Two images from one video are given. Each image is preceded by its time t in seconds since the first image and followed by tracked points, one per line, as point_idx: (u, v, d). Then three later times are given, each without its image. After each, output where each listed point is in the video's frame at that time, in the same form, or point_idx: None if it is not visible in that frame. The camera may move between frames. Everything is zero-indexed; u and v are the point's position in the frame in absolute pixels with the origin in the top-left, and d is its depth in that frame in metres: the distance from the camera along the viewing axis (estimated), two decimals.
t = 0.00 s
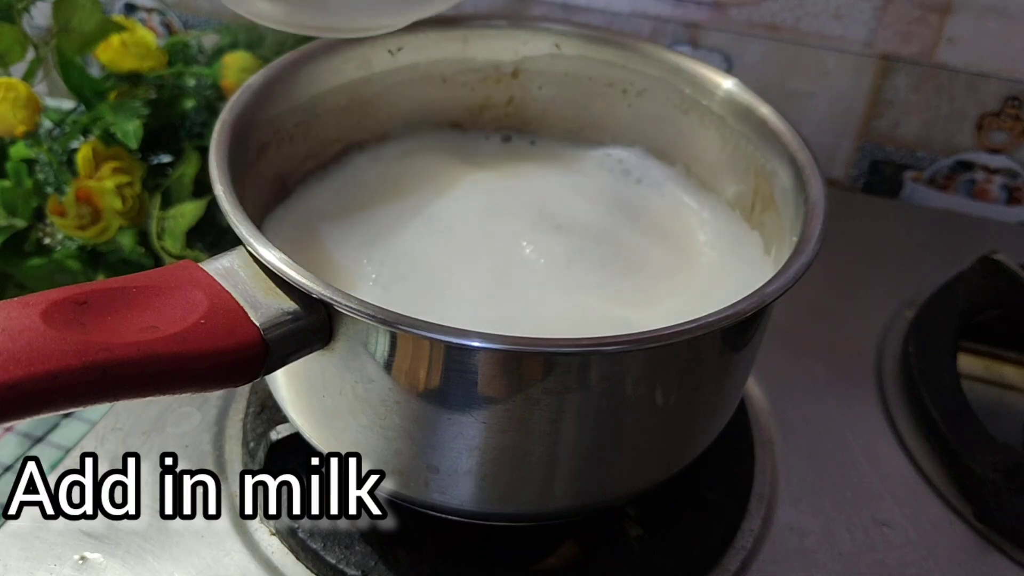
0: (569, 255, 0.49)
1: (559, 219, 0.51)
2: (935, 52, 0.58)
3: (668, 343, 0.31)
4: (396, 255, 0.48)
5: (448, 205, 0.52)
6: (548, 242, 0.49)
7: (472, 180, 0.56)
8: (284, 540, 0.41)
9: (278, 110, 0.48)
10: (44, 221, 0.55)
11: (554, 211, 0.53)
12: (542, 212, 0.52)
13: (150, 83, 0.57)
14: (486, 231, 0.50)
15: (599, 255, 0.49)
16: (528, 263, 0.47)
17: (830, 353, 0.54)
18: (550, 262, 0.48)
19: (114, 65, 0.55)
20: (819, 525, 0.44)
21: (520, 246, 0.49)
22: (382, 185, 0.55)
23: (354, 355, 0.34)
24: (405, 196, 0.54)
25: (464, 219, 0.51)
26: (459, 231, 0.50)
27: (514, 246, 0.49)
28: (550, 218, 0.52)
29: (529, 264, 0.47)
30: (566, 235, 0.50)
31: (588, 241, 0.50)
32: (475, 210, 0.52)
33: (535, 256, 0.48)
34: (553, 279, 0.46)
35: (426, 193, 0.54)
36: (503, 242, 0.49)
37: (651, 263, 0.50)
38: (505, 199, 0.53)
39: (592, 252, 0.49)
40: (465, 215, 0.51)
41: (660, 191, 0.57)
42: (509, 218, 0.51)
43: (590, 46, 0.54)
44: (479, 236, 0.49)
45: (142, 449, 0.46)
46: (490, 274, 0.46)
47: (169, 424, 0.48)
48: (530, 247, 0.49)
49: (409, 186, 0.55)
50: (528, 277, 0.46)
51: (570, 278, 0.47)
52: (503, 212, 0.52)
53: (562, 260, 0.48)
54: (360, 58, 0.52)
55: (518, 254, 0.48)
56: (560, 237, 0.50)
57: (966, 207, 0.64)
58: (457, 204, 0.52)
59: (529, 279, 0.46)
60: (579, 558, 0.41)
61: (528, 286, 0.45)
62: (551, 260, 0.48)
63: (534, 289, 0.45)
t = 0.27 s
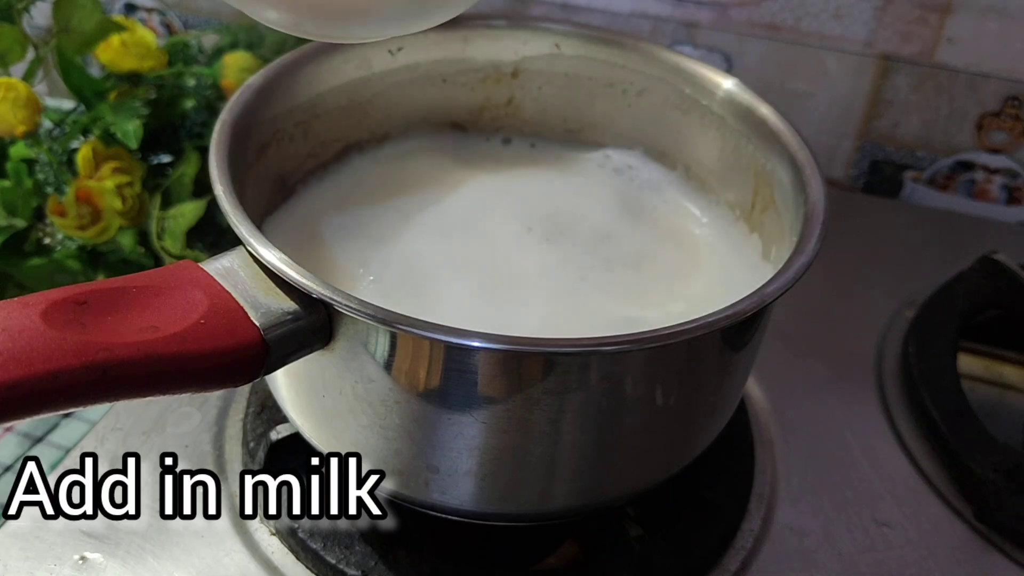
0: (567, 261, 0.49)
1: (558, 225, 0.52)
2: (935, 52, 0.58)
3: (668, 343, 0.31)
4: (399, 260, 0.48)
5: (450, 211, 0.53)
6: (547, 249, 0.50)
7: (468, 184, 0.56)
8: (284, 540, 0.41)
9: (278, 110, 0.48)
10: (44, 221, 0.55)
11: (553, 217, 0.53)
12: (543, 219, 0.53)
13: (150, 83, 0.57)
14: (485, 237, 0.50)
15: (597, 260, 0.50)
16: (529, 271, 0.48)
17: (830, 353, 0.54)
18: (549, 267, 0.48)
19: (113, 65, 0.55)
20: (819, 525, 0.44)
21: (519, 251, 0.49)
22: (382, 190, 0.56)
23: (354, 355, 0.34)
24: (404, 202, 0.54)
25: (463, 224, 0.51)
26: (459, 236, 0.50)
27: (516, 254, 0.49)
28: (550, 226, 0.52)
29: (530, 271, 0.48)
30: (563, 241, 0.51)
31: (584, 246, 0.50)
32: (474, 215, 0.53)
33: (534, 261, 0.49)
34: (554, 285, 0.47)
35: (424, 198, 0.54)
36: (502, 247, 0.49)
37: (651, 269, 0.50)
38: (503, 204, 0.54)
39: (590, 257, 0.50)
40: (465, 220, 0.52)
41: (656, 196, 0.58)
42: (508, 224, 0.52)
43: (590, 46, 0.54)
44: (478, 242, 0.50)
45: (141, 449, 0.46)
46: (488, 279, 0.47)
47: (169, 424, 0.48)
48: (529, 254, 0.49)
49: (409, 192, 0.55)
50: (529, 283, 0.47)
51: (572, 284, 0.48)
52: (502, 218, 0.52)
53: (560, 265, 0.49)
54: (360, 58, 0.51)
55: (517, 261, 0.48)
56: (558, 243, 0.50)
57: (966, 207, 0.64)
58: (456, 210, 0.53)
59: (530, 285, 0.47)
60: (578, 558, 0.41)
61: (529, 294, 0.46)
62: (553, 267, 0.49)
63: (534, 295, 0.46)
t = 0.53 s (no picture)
0: (565, 265, 0.50)
1: (558, 229, 0.53)
2: (935, 52, 0.58)
3: (668, 343, 0.31)
4: (399, 264, 0.48)
5: (451, 216, 0.53)
6: (545, 253, 0.50)
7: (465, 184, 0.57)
8: (284, 540, 0.41)
9: (278, 110, 0.48)
10: (44, 221, 0.55)
11: (553, 222, 0.53)
12: (543, 224, 0.53)
13: (150, 83, 0.57)
14: (484, 241, 0.51)
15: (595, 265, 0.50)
16: (529, 277, 0.48)
17: (830, 353, 0.54)
18: (547, 272, 0.49)
19: (113, 65, 0.55)
20: (819, 525, 0.44)
21: (519, 254, 0.50)
22: (381, 192, 0.56)
23: (354, 355, 0.34)
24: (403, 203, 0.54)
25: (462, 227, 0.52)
26: (459, 240, 0.51)
27: (516, 259, 0.49)
28: (550, 231, 0.52)
29: (530, 277, 0.48)
30: (561, 246, 0.51)
31: (580, 252, 0.51)
32: (474, 218, 0.53)
33: (533, 264, 0.49)
34: (553, 291, 0.47)
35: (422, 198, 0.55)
36: (501, 250, 0.50)
37: (649, 274, 0.51)
38: (501, 207, 0.54)
39: (588, 262, 0.50)
40: (464, 224, 0.52)
41: (654, 198, 0.58)
42: (507, 228, 0.52)
43: (590, 46, 0.54)
44: (478, 245, 0.50)
45: (141, 449, 0.46)
46: (488, 283, 0.47)
47: (169, 424, 0.48)
48: (528, 259, 0.50)
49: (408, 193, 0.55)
50: (528, 289, 0.47)
51: (571, 289, 0.48)
52: (501, 221, 0.53)
53: (559, 270, 0.49)
54: (360, 58, 0.51)
55: (516, 266, 0.49)
56: (555, 247, 0.51)
57: (967, 207, 0.64)
58: (454, 212, 0.53)
59: (530, 291, 0.47)
60: (579, 558, 0.41)
61: (529, 300, 0.46)
62: (553, 273, 0.49)
63: (534, 300, 0.46)
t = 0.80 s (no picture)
0: (565, 266, 0.50)
1: (557, 229, 0.53)
2: (935, 52, 0.58)
3: (668, 343, 0.31)
4: (399, 266, 0.49)
5: (450, 218, 0.53)
6: (544, 253, 0.51)
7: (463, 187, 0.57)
8: (284, 540, 0.41)
9: (278, 110, 0.47)
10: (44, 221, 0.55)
11: (552, 224, 0.54)
12: (542, 226, 0.53)
13: (150, 83, 0.57)
14: (484, 242, 0.51)
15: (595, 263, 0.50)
16: (529, 278, 0.48)
17: (830, 354, 0.54)
18: (547, 272, 0.49)
19: (113, 65, 0.55)
20: (819, 525, 0.44)
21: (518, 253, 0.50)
22: (381, 194, 0.56)
23: (354, 356, 0.34)
24: (403, 207, 0.55)
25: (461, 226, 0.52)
26: (459, 242, 0.51)
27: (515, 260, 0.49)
28: (548, 233, 0.53)
29: (530, 278, 0.48)
30: (560, 246, 0.51)
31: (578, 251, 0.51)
32: (474, 219, 0.53)
33: (533, 265, 0.49)
34: (552, 291, 0.48)
35: (419, 198, 0.55)
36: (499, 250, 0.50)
37: (648, 275, 0.51)
38: (499, 207, 0.54)
39: (588, 261, 0.50)
40: (463, 225, 0.52)
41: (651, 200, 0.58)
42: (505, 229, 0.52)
43: (590, 46, 0.54)
44: (477, 247, 0.50)
45: (141, 449, 0.46)
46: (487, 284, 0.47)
47: (169, 424, 0.48)
48: (528, 259, 0.50)
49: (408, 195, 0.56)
50: (528, 289, 0.47)
51: (570, 290, 0.48)
52: (501, 222, 0.53)
53: (554, 267, 0.49)
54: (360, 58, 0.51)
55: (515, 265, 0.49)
56: (554, 245, 0.51)
57: (967, 207, 0.64)
58: (453, 214, 0.54)
59: (530, 291, 0.47)
60: (579, 558, 0.41)
61: (529, 300, 0.46)
62: (552, 274, 0.49)
63: (534, 301, 0.46)
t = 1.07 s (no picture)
0: (564, 267, 0.50)
1: (561, 228, 0.53)
2: (935, 52, 0.58)
3: (668, 343, 0.31)
4: (399, 267, 0.49)
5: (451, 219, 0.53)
6: (544, 254, 0.51)
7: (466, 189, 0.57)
8: (284, 540, 0.41)
9: (278, 110, 0.47)
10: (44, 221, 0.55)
11: (553, 224, 0.54)
12: (542, 226, 0.53)
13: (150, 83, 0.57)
14: (484, 242, 0.51)
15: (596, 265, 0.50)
16: (529, 277, 0.48)
17: (830, 354, 0.54)
18: (547, 271, 0.49)
19: (113, 65, 0.55)
20: (819, 525, 0.44)
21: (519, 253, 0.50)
22: (381, 196, 0.56)
23: (354, 356, 0.34)
24: (404, 207, 0.54)
25: (461, 228, 0.52)
26: (459, 241, 0.51)
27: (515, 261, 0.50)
28: (548, 233, 0.53)
29: (529, 278, 0.48)
30: (562, 247, 0.51)
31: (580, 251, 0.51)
32: (476, 220, 0.53)
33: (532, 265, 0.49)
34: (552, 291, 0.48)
35: (422, 199, 0.55)
36: (502, 250, 0.50)
37: (646, 275, 0.51)
38: (501, 207, 0.54)
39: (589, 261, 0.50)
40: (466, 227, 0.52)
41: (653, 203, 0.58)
42: (507, 229, 0.52)
43: (590, 46, 0.54)
44: (477, 248, 0.50)
45: (141, 449, 0.46)
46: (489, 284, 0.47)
47: (169, 424, 0.48)
48: (528, 260, 0.50)
49: (408, 197, 0.56)
50: (527, 288, 0.47)
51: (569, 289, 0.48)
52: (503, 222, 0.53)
53: (557, 268, 0.49)
54: (360, 58, 0.51)
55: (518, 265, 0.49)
56: (556, 247, 0.51)
57: (967, 207, 0.64)
58: (453, 216, 0.54)
59: (529, 291, 0.47)
60: (579, 558, 0.41)
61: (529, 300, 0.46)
62: (552, 274, 0.49)
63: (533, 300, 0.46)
